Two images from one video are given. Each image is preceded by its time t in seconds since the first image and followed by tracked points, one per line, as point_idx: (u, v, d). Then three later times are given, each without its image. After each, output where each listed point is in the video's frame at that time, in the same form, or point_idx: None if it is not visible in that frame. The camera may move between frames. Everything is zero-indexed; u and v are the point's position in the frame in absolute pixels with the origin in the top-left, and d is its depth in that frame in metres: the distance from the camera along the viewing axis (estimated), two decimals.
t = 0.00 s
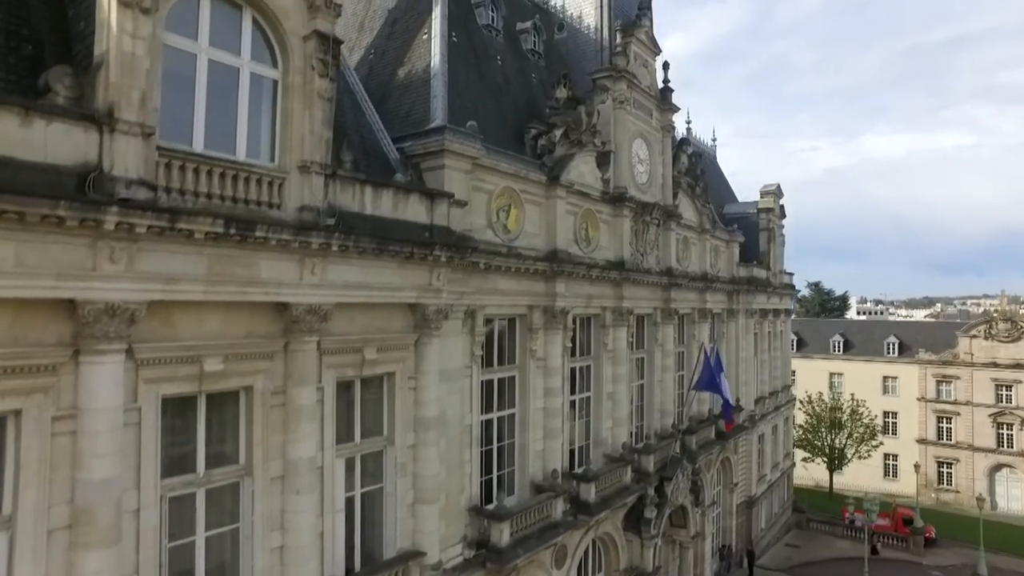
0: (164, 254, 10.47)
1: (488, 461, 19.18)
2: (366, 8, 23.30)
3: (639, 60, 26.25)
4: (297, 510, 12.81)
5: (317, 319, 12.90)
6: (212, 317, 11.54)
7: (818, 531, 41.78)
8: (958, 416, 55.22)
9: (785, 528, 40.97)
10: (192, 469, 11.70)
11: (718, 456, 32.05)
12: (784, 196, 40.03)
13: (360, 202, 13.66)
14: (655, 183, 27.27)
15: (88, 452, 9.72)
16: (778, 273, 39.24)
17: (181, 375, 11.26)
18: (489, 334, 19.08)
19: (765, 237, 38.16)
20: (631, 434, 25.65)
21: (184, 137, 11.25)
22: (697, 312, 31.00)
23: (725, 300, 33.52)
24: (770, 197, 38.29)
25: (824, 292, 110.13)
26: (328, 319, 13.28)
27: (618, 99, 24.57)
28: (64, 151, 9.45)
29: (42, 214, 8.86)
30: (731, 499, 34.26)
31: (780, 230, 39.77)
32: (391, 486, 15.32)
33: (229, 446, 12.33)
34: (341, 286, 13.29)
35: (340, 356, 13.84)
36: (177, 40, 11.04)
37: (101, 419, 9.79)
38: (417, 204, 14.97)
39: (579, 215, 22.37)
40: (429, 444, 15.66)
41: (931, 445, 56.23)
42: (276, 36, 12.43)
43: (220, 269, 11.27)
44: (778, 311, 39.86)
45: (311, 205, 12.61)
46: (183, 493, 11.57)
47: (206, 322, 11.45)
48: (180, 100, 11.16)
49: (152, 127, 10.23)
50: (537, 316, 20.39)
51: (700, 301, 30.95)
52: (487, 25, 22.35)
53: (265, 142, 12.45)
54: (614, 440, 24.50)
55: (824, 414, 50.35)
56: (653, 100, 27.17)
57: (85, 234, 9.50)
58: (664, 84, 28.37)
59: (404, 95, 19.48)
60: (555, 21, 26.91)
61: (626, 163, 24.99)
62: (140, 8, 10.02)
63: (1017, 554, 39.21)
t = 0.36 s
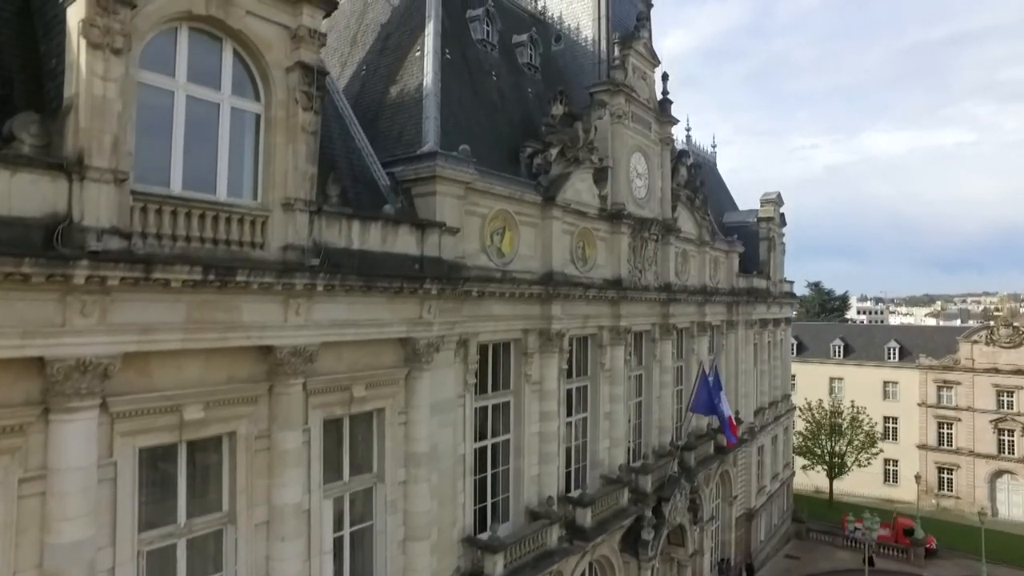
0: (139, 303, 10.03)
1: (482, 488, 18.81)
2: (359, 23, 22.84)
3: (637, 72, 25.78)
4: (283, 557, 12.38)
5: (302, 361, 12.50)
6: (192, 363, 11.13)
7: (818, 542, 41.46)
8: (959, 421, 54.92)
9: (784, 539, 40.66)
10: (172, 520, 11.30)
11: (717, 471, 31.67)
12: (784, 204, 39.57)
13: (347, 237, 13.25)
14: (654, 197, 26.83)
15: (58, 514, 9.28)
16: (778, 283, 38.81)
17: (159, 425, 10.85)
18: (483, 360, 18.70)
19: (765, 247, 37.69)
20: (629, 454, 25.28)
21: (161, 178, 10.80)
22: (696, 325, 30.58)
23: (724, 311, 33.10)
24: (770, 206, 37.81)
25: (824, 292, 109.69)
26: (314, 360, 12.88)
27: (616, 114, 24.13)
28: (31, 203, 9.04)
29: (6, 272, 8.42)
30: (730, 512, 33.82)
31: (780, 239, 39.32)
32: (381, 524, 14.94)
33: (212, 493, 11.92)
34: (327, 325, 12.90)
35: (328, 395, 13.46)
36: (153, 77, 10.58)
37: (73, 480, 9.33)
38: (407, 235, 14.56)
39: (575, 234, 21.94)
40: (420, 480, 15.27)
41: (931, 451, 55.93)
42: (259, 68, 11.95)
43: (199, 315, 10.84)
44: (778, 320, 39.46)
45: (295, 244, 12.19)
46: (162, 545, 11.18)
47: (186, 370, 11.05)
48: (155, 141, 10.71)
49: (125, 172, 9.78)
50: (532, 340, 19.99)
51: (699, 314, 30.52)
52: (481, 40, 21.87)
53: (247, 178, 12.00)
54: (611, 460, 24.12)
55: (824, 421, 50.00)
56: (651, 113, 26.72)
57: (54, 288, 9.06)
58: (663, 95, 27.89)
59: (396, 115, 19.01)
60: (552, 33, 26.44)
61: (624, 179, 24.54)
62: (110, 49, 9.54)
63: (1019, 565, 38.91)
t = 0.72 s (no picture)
0: (115, 355, 9.61)
1: (476, 516, 18.47)
2: (353, 36, 22.40)
3: (636, 84, 25.37)
4: None
5: (289, 403, 12.12)
6: (173, 411, 10.75)
7: (818, 552, 41.15)
8: (960, 427, 54.62)
9: (784, 549, 40.35)
10: (153, 571, 10.93)
11: (716, 485, 31.31)
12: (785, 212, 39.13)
13: (335, 273, 12.88)
14: (653, 211, 26.44)
15: None
16: (778, 292, 38.42)
17: (138, 477, 10.47)
18: (478, 386, 18.33)
19: (765, 256, 37.32)
20: (627, 473, 24.93)
21: (138, 220, 10.36)
22: (695, 338, 30.18)
23: (724, 323, 32.70)
24: (771, 214, 37.37)
25: (824, 292, 109.22)
26: (301, 400, 12.51)
27: (614, 128, 23.68)
28: None
29: None
30: (729, 525, 33.41)
31: (780, 247, 38.90)
32: (372, 561, 14.58)
33: (195, 541, 11.54)
34: (315, 365, 12.53)
35: (316, 435, 13.11)
36: (129, 116, 10.15)
37: (43, 543, 8.91)
38: (398, 267, 14.19)
39: (572, 253, 21.53)
40: (412, 515, 14.91)
41: (932, 456, 55.62)
42: (241, 101, 11.52)
43: (179, 362, 10.45)
44: (778, 329, 39.09)
45: (279, 284, 11.80)
46: None
47: (167, 418, 10.66)
48: (133, 182, 10.28)
49: (98, 219, 9.37)
50: (528, 363, 19.61)
51: (698, 327, 30.14)
52: (477, 55, 21.40)
53: (230, 216, 11.59)
54: (609, 480, 23.75)
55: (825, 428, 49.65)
56: (650, 126, 26.31)
57: (22, 345, 8.63)
58: (663, 107, 27.46)
59: (389, 135, 18.55)
60: (549, 44, 25.96)
61: (622, 194, 24.08)
62: (81, 92, 9.12)
63: None
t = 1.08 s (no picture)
0: (87, 412, 9.20)
1: (470, 546, 18.11)
2: (345, 51, 21.94)
3: (634, 97, 24.93)
4: None
5: (273, 448, 11.73)
6: (151, 463, 10.37)
7: (818, 562, 40.83)
8: (961, 432, 54.34)
9: (783, 559, 40.04)
10: None
11: (715, 500, 30.94)
12: (785, 221, 38.68)
13: (320, 311, 12.51)
14: (651, 226, 26.02)
15: None
16: (778, 301, 38.03)
17: (114, 533, 10.09)
18: (471, 413, 17.95)
19: (765, 265, 37.05)
20: (624, 493, 24.55)
21: (112, 267, 9.94)
22: (694, 352, 29.77)
23: (723, 335, 32.32)
24: (771, 223, 36.88)
25: (824, 292, 108.69)
26: (286, 444, 12.13)
27: (612, 144, 23.20)
28: None
29: None
30: (728, 538, 33.05)
31: (780, 256, 38.47)
32: None
33: None
34: (300, 407, 12.16)
35: (302, 476, 12.74)
36: (103, 159, 9.72)
37: None
38: (386, 301, 13.89)
39: (568, 274, 21.12)
40: (402, 553, 14.55)
41: (933, 462, 55.32)
42: (222, 138, 11.10)
43: (157, 415, 10.05)
44: (778, 338, 38.69)
45: (262, 327, 11.42)
46: None
47: (144, 471, 10.28)
48: (107, 228, 9.85)
49: (67, 272, 8.94)
50: (523, 389, 19.25)
51: (697, 341, 29.75)
52: (471, 71, 20.93)
53: (210, 257, 11.18)
54: (606, 502, 23.39)
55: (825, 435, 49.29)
56: (649, 139, 25.88)
57: None
58: (661, 119, 27.02)
59: (380, 157, 18.12)
60: (546, 56, 25.48)
61: (620, 211, 23.65)
62: (48, 140, 8.69)
63: None
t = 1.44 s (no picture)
0: (51, 474, 8.84)
1: None
2: (335, 67, 21.55)
3: (630, 111, 24.54)
4: None
5: (252, 497, 11.39)
6: (122, 519, 10.04)
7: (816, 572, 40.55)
8: (961, 438, 54.05)
9: (780, 570, 39.78)
10: None
11: (712, 516, 30.63)
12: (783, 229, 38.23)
13: (301, 353, 12.20)
14: (647, 242, 25.63)
15: None
16: (776, 311, 37.66)
17: None
18: (461, 442, 17.63)
19: (763, 275, 36.77)
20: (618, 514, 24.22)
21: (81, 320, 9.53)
22: (691, 367, 29.45)
23: (720, 348, 32.00)
24: (769, 233, 36.36)
25: (824, 292, 108.16)
26: (266, 490, 11.81)
27: (608, 160, 22.78)
28: None
29: None
30: (725, 552, 32.73)
31: (779, 265, 38.05)
32: None
33: None
34: (280, 453, 11.82)
35: (284, 521, 12.42)
36: (69, 209, 9.31)
37: None
38: (371, 339, 13.60)
39: (561, 295, 20.78)
40: None
41: (932, 468, 55.04)
42: (196, 180, 10.71)
43: (127, 472, 9.70)
44: (777, 348, 38.33)
45: (240, 374, 11.07)
46: None
47: (115, 528, 9.96)
48: (75, 279, 9.45)
49: (27, 331, 8.50)
50: (514, 415, 18.94)
51: (694, 355, 29.42)
52: (463, 89, 20.52)
53: (185, 303, 10.79)
54: (600, 523, 23.07)
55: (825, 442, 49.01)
56: (645, 153, 25.50)
57: None
58: (658, 132, 26.61)
59: (368, 181, 17.74)
60: (540, 69, 25.07)
61: (615, 228, 23.26)
62: (6, 195, 8.28)
63: None
